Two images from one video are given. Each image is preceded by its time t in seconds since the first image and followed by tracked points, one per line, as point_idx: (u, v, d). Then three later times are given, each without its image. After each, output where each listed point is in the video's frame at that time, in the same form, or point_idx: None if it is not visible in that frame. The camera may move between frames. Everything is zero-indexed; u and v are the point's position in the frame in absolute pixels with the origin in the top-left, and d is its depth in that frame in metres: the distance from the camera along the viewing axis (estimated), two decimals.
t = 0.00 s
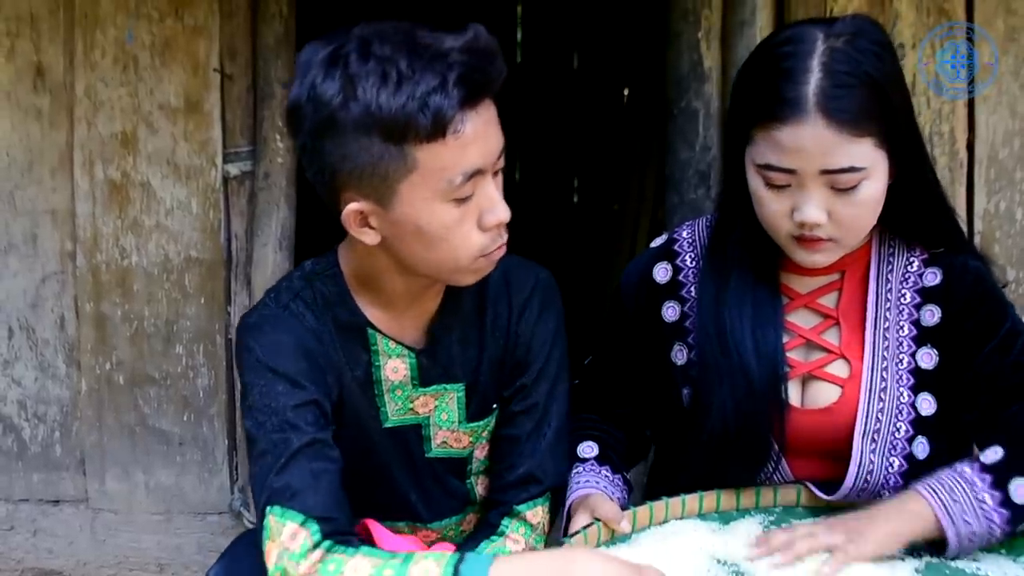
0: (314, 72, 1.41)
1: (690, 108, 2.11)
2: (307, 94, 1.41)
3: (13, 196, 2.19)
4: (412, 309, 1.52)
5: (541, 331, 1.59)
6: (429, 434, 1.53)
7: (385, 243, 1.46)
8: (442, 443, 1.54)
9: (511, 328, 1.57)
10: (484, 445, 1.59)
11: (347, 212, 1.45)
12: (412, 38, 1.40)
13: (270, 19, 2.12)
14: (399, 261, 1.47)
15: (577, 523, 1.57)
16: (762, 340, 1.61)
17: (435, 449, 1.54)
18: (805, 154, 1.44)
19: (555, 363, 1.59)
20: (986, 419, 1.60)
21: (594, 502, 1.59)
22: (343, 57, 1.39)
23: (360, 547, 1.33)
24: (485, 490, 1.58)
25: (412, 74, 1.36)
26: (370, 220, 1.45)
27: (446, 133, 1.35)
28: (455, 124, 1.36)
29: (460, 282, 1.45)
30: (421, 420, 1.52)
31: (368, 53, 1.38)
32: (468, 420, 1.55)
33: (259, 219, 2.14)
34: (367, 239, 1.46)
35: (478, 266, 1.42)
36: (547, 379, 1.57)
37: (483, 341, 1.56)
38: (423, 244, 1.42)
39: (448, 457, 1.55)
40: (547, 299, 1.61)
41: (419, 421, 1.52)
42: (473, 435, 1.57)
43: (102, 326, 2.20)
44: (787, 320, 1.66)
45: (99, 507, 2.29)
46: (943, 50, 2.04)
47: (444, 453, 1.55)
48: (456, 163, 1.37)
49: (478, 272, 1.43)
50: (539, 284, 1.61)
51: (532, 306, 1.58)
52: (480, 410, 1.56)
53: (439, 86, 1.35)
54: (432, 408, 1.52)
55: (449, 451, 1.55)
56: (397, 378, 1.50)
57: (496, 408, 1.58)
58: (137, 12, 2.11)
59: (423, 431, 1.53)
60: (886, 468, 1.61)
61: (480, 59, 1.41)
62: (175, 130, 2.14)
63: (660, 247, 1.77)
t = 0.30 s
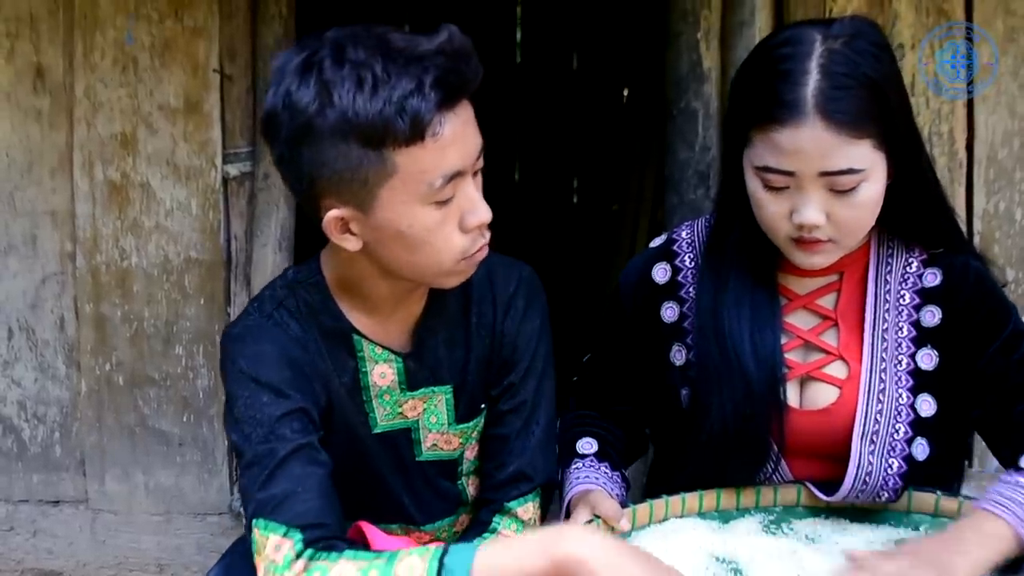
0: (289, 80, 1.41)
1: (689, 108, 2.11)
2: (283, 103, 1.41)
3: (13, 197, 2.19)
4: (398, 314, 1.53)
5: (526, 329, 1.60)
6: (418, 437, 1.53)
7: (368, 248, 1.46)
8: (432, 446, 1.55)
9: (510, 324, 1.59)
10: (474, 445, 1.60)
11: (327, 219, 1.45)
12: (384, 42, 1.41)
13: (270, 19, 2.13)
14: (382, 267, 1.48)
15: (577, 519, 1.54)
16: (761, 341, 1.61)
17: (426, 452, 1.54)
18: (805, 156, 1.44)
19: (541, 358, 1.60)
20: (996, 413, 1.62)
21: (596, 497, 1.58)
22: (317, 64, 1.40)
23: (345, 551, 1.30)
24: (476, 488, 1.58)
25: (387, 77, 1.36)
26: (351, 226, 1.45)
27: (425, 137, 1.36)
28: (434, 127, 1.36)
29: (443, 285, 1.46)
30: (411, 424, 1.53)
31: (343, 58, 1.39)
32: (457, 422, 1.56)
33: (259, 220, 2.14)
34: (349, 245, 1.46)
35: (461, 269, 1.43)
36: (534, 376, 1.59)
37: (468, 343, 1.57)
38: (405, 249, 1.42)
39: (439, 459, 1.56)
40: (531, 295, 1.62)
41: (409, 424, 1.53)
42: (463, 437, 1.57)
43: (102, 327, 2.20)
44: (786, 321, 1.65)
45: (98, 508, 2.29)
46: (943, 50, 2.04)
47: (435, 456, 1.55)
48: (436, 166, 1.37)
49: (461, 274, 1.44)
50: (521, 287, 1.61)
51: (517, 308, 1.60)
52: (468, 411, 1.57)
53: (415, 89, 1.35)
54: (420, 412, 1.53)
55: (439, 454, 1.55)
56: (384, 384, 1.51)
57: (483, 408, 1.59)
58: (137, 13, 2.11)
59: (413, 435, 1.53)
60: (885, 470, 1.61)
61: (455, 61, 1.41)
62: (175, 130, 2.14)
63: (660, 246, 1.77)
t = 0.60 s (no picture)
0: (307, 61, 1.38)
1: (691, 109, 2.11)
2: (301, 82, 1.38)
3: (15, 197, 2.19)
4: (402, 307, 1.52)
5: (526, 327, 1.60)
6: (418, 433, 1.53)
7: (378, 230, 1.43)
8: (431, 442, 1.54)
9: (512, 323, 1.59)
10: (472, 444, 1.59)
11: (340, 196, 1.42)
12: (402, 28, 1.40)
13: (272, 21, 2.11)
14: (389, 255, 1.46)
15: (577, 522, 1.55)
16: (765, 344, 1.61)
17: (424, 448, 1.53)
18: (811, 159, 1.44)
19: (542, 355, 1.60)
20: (991, 415, 1.60)
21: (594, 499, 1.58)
22: (336, 46, 1.37)
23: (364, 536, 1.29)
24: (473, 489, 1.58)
25: (405, 59, 1.36)
26: (363, 206, 1.42)
27: (441, 116, 1.35)
28: (450, 108, 1.35)
29: (448, 274, 1.44)
30: (410, 418, 1.52)
31: (361, 41, 1.37)
32: (457, 418, 1.55)
33: (260, 221, 2.13)
34: (359, 225, 1.43)
35: (468, 257, 1.42)
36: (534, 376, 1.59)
37: (471, 339, 1.56)
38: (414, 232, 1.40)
39: (438, 456, 1.55)
40: (532, 295, 1.62)
41: (408, 420, 1.52)
42: (462, 434, 1.56)
43: (103, 327, 2.20)
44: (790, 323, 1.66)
45: (99, 508, 2.29)
46: (943, 50, 2.04)
47: (434, 452, 1.54)
48: (450, 146, 1.36)
49: (467, 263, 1.43)
50: (522, 285, 1.61)
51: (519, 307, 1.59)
52: (468, 407, 1.56)
53: (432, 71, 1.34)
54: (420, 407, 1.52)
55: (437, 450, 1.55)
56: (386, 377, 1.50)
57: (483, 406, 1.59)
58: (139, 14, 2.11)
59: (412, 430, 1.52)
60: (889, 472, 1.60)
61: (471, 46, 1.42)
62: (177, 131, 2.14)
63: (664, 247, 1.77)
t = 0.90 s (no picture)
0: (366, 32, 1.39)
1: (692, 111, 2.11)
2: (359, 53, 1.39)
3: (16, 199, 2.19)
4: (428, 289, 1.48)
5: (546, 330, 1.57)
6: (434, 417, 1.48)
7: (419, 200, 1.40)
8: (445, 428, 1.49)
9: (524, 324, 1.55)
10: (483, 435, 1.56)
11: (386, 159, 1.39)
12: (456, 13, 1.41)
13: (273, 22, 2.08)
14: (425, 229, 1.42)
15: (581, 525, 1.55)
16: (767, 344, 1.61)
17: (437, 433, 1.49)
18: (814, 158, 1.44)
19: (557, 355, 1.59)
20: (985, 421, 1.60)
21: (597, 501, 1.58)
22: (395, 23, 1.38)
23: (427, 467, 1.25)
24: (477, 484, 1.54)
25: (461, 36, 1.36)
26: (407, 172, 1.39)
27: (491, 87, 1.34)
28: (499, 83, 1.35)
29: (481, 252, 1.41)
30: (429, 402, 1.48)
31: (418, 19, 1.38)
32: (474, 406, 1.51)
33: (262, 224, 2.11)
34: (399, 192, 1.40)
35: (502, 235, 1.39)
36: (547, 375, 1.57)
37: (492, 332, 1.52)
38: (453, 201, 1.37)
39: (450, 444, 1.50)
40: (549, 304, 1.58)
41: (427, 403, 1.48)
42: (476, 423, 1.53)
43: (104, 329, 2.20)
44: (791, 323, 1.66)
45: (101, 510, 2.29)
46: (944, 50, 2.05)
47: (447, 439, 1.50)
48: (498, 118, 1.35)
49: (502, 241, 1.40)
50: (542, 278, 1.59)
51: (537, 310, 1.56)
52: (485, 397, 1.53)
53: (483, 48, 1.35)
54: (440, 391, 1.48)
55: (452, 438, 1.50)
56: (413, 356, 1.45)
57: (496, 399, 1.56)
58: (140, 16, 2.11)
59: (429, 414, 1.48)
60: (888, 473, 1.60)
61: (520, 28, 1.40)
62: (178, 133, 2.14)
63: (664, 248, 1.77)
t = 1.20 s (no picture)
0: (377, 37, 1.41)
1: (693, 113, 2.11)
2: (370, 56, 1.41)
3: (17, 199, 2.19)
4: (443, 291, 1.50)
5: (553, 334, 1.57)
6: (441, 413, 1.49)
7: (432, 203, 1.41)
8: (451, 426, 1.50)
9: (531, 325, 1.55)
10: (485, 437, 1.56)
11: (399, 161, 1.41)
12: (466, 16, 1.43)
13: (275, 22, 2.09)
14: (439, 231, 1.44)
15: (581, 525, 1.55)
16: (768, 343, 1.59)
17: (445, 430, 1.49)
18: (810, 159, 1.44)
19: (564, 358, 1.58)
20: (983, 425, 1.58)
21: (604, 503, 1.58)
22: (405, 24, 1.40)
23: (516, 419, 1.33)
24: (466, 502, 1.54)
25: (471, 38, 1.38)
26: (419, 174, 1.40)
27: (501, 88, 1.36)
28: (508, 85, 1.37)
29: (494, 253, 1.41)
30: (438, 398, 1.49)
31: (429, 20, 1.40)
32: (482, 408, 1.52)
33: (263, 224, 2.12)
34: (412, 195, 1.41)
35: (515, 236, 1.40)
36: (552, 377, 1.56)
37: (502, 332, 1.52)
38: (465, 203, 1.38)
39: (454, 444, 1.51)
40: (558, 309, 1.59)
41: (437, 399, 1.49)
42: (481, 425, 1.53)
43: (105, 329, 2.20)
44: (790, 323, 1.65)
45: (101, 510, 2.29)
46: (944, 50, 2.04)
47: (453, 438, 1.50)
48: (508, 119, 1.36)
49: (512, 242, 1.40)
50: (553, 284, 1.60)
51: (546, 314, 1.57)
52: (492, 398, 1.53)
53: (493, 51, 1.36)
54: (451, 388, 1.49)
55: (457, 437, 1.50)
56: (429, 352, 1.47)
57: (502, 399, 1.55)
58: (142, 16, 2.11)
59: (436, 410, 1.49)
60: (889, 473, 1.58)
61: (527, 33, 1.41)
62: (179, 133, 2.14)
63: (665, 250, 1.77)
